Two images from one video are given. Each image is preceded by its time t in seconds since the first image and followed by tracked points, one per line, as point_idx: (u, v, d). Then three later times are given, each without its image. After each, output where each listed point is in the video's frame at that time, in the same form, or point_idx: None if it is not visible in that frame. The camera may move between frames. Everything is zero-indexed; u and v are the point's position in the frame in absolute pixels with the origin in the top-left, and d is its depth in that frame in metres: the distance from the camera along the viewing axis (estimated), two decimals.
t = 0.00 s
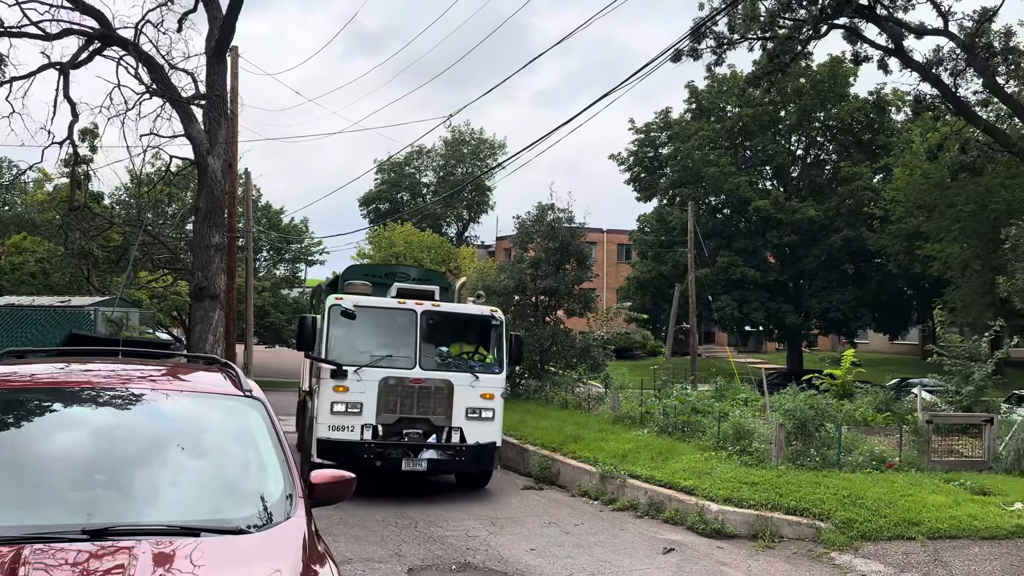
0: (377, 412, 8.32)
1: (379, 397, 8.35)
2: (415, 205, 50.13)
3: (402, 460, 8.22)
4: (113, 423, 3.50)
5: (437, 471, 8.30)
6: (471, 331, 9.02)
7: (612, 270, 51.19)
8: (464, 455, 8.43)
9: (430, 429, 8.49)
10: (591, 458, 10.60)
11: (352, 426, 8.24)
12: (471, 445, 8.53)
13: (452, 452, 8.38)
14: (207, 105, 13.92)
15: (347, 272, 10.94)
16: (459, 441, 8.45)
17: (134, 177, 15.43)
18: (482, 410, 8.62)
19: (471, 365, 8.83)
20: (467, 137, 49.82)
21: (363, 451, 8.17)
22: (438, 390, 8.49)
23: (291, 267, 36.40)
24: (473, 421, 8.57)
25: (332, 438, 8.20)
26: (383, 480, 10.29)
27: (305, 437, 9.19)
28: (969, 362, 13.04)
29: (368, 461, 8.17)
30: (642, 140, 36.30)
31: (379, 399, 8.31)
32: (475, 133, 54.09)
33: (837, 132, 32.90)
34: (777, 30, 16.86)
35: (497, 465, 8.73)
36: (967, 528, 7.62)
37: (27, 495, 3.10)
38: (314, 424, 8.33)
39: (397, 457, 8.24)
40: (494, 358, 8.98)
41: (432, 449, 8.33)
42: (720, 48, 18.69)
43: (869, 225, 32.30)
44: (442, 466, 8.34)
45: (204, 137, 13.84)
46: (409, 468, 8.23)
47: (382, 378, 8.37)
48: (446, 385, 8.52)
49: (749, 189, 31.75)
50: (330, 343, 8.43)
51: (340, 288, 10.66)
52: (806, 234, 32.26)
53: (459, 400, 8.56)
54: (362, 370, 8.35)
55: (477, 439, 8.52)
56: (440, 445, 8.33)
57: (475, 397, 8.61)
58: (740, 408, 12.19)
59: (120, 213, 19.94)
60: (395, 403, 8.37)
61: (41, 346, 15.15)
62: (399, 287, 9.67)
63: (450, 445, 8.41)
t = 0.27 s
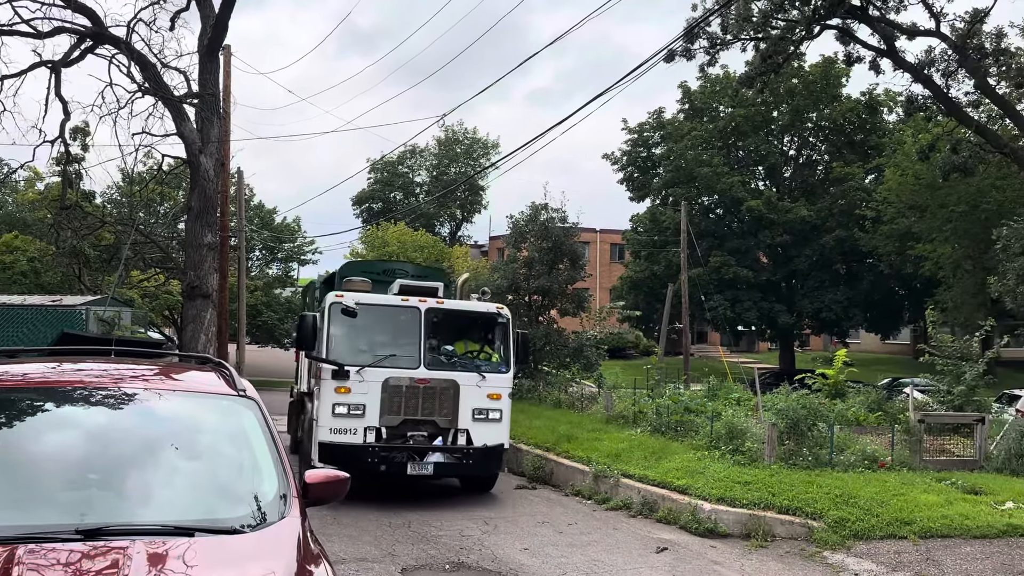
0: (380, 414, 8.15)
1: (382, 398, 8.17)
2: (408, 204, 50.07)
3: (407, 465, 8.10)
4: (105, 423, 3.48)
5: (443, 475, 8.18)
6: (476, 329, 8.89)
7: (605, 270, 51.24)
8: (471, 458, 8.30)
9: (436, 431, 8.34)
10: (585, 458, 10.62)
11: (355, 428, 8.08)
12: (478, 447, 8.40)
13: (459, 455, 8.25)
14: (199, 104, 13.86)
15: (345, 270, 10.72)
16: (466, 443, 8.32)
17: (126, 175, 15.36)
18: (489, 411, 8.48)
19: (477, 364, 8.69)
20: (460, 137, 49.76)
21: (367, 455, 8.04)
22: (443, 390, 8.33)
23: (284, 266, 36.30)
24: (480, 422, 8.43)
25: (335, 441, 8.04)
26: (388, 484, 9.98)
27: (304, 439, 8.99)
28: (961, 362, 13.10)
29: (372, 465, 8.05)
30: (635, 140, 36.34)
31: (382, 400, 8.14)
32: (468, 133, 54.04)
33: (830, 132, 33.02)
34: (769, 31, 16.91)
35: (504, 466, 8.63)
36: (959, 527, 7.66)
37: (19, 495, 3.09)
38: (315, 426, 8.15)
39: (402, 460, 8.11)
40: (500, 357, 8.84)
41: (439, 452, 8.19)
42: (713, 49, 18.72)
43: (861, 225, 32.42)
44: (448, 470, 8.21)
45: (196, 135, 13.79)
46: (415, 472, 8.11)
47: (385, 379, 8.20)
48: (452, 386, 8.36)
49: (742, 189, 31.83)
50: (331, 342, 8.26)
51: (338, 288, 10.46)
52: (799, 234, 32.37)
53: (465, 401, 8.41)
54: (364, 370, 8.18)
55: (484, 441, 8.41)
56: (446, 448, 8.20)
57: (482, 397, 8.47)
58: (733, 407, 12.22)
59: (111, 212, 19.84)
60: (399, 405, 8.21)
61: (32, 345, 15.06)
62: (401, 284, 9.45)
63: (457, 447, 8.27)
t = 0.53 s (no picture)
0: (384, 416, 7.98)
1: (385, 399, 8.01)
2: (401, 203, 49.98)
3: (412, 468, 7.92)
4: (98, 423, 3.47)
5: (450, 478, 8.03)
6: (482, 327, 8.72)
7: (598, 270, 51.29)
8: (478, 461, 8.16)
9: (441, 434, 8.19)
10: (578, 457, 10.63)
11: (358, 431, 7.89)
12: (485, 449, 8.26)
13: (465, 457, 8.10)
14: (192, 102, 13.82)
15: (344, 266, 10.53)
16: (472, 445, 8.19)
17: (117, 174, 15.29)
18: (496, 412, 8.35)
19: (483, 364, 8.54)
20: (453, 136, 49.71)
21: (371, 459, 7.85)
22: (448, 391, 8.19)
23: (276, 265, 36.18)
24: (487, 424, 8.30)
25: (337, 444, 7.84)
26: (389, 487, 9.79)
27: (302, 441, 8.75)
28: (952, 361, 13.16)
29: (376, 469, 7.86)
30: (628, 139, 36.38)
31: (386, 402, 7.97)
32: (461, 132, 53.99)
33: (822, 132, 33.13)
34: (762, 31, 16.95)
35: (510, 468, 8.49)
36: (950, 525, 7.70)
37: (11, 495, 3.07)
38: (315, 428, 7.95)
39: (407, 464, 7.92)
40: (506, 356, 8.69)
41: (445, 455, 8.03)
42: (706, 49, 18.76)
43: (853, 225, 32.56)
44: (455, 473, 8.06)
45: (188, 134, 13.74)
46: (420, 475, 7.93)
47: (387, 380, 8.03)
48: (458, 386, 8.23)
49: (734, 189, 31.91)
50: (332, 341, 8.08)
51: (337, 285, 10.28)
52: (791, 235, 32.48)
53: (471, 402, 8.28)
54: (366, 370, 8.00)
55: (491, 443, 8.28)
56: (453, 451, 8.05)
57: (489, 398, 8.35)
58: (725, 407, 12.26)
59: (103, 210, 19.74)
60: (404, 407, 8.04)
61: (23, 344, 14.96)
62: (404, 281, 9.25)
63: (464, 450, 8.12)
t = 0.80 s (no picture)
0: (388, 416, 7.72)
1: (389, 398, 7.75)
2: (394, 202, 49.92)
3: (418, 470, 7.63)
4: (90, 422, 3.47)
5: (457, 481, 7.73)
6: (489, 324, 8.50)
7: (590, 269, 51.35)
8: (486, 463, 7.89)
9: (447, 434, 7.94)
10: (570, 456, 10.65)
11: (362, 431, 7.64)
12: (493, 450, 8.00)
13: (473, 459, 7.83)
14: (184, 100, 13.77)
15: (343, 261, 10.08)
16: (480, 447, 7.92)
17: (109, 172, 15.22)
18: (504, 412, 8.10)
19: (490, 361, 8.30)
20: (446, 135, 49.65)
21: (376, 461, 7.56)
22: (454, 391, 7.94)
23: (268, 264, 36.08)
24: (495, 424, 8.04)
25: (339, 445, 7.59)
26: (392, 489, 9.55)
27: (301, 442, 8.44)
28: (942, 361, 13.24)
29: (381, 471, 7.57)
30: (621, 139, 36.43)
31: (391, 401, 7.72)
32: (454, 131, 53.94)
33: (813, 133, 33.25)
34: (755, 32, 17.00)
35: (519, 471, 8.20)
36: (940, 524, 7.74)
37: (3, 493, 3.07)
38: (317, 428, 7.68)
39: (413, 466, 7.64)
40: (514, 354, 8.45)
41: (452, 457, 7.74)
42: (698, 49, 18.82)
43: (845, 225, 32.69)
44: (462, 475, 7.77)
45: (180, 132, 13.70)
46: (427, 478, 7.65)
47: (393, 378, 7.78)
48: (465, 385, 7.99)
49: (726, 189, 32.00)
50: (334, 337, 7.82)
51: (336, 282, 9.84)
52: (783, 234, 32.60)
53: (479, 401, 8.02)
54: (370, 368, 7.75)
55: (499, 444, 8.02)
56: (460, 452, 7.78)
57: (497, 397, 8.09)
58: (717, 406, 12.31)
59: (94, 208, 19.65)
60: (409, 406, 7.79)
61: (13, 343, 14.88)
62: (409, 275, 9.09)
63: (471, 451, 7.85)
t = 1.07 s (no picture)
0: (393, 418, 7.38)
1: (394, 399, 7.39)
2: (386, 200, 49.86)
3: (425, 474, 7.27)
4: (80, 419, 3.48)
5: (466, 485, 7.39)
6: (497, 321, 8.10)
7: (582, 268, 51.42)
8: (495, 466, 7.55)
9: (454, 437, 7.62)
10: (561, 454, 10.69)
11: (365, 433, 7.30)
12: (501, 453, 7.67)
13: (482, 462, 7.49)
14: (175, 98, 13.74)
15: (339, 256, 9.08)
16: (488, 449, 7.59)
17: (99, 169, 15.16)
18: (513, 413, 7.78)
19: (499, 360, 7.92)
20: (439, 133, 49.60)
21: (381, 464, 7.19)
22: (462, 391, 7.60)
23: (260, 262, 35.98)
24: (503, 426, 7.73)
25: (342, 448, 7.24)
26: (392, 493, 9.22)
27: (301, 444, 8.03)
28: (931, 360, 13.31)
29: (387, 476, 7.18)
30: (613, 138, 36.50)
31: (396, 402, 7.38)
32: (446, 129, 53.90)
33: (805, 132, 33.39)
34: (746, 32, 17.09)
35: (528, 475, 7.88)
36: (927, 521, 7.81)
37: None
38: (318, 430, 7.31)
39: (420, 470, 7.27)
40: (524, 352, 8.08)
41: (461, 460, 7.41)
42: (690, 49, 18.90)
43: (835, 225, 32.84)
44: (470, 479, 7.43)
45: (171, 130, 13.67)
46: (434, 482, 7.28)
47: (398, 378, 7.42)
48: (472, 385, 7.66)
49: (718, 188, 32.10)
50: (336, 334, 7.45)
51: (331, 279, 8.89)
52: (774, 234, 32.74)
53: (487, 402, 7.70)
54: (374, 367, 7.39)
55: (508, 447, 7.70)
56: (468, 455, 7.45)
57: (506, 398, 7.78)
58: (707, 404, 12.38)
59: (84, 206, 19.58)
60: (415, 407, 7.46)
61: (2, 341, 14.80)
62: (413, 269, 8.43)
63: (480, 454, 7.51)
